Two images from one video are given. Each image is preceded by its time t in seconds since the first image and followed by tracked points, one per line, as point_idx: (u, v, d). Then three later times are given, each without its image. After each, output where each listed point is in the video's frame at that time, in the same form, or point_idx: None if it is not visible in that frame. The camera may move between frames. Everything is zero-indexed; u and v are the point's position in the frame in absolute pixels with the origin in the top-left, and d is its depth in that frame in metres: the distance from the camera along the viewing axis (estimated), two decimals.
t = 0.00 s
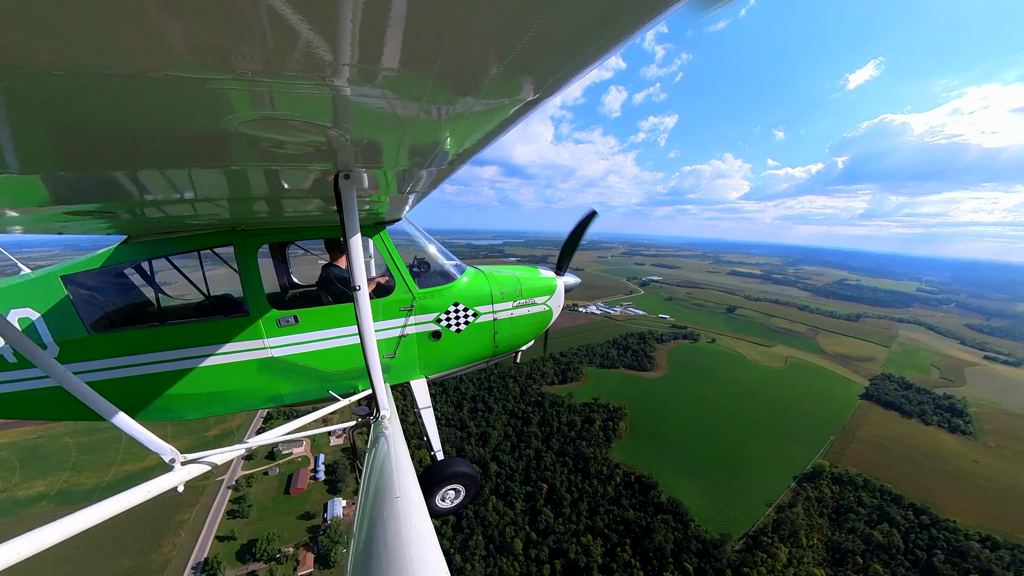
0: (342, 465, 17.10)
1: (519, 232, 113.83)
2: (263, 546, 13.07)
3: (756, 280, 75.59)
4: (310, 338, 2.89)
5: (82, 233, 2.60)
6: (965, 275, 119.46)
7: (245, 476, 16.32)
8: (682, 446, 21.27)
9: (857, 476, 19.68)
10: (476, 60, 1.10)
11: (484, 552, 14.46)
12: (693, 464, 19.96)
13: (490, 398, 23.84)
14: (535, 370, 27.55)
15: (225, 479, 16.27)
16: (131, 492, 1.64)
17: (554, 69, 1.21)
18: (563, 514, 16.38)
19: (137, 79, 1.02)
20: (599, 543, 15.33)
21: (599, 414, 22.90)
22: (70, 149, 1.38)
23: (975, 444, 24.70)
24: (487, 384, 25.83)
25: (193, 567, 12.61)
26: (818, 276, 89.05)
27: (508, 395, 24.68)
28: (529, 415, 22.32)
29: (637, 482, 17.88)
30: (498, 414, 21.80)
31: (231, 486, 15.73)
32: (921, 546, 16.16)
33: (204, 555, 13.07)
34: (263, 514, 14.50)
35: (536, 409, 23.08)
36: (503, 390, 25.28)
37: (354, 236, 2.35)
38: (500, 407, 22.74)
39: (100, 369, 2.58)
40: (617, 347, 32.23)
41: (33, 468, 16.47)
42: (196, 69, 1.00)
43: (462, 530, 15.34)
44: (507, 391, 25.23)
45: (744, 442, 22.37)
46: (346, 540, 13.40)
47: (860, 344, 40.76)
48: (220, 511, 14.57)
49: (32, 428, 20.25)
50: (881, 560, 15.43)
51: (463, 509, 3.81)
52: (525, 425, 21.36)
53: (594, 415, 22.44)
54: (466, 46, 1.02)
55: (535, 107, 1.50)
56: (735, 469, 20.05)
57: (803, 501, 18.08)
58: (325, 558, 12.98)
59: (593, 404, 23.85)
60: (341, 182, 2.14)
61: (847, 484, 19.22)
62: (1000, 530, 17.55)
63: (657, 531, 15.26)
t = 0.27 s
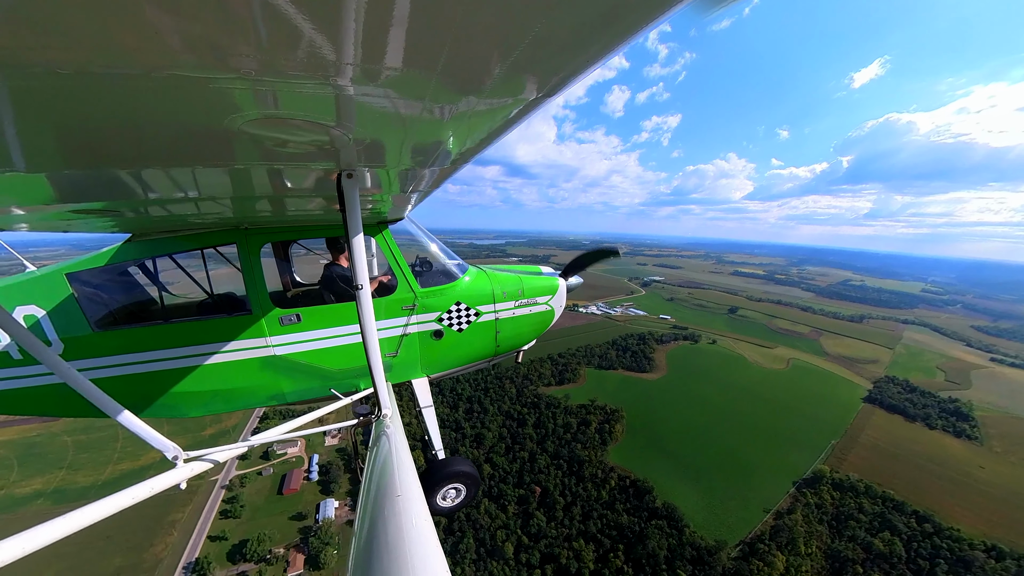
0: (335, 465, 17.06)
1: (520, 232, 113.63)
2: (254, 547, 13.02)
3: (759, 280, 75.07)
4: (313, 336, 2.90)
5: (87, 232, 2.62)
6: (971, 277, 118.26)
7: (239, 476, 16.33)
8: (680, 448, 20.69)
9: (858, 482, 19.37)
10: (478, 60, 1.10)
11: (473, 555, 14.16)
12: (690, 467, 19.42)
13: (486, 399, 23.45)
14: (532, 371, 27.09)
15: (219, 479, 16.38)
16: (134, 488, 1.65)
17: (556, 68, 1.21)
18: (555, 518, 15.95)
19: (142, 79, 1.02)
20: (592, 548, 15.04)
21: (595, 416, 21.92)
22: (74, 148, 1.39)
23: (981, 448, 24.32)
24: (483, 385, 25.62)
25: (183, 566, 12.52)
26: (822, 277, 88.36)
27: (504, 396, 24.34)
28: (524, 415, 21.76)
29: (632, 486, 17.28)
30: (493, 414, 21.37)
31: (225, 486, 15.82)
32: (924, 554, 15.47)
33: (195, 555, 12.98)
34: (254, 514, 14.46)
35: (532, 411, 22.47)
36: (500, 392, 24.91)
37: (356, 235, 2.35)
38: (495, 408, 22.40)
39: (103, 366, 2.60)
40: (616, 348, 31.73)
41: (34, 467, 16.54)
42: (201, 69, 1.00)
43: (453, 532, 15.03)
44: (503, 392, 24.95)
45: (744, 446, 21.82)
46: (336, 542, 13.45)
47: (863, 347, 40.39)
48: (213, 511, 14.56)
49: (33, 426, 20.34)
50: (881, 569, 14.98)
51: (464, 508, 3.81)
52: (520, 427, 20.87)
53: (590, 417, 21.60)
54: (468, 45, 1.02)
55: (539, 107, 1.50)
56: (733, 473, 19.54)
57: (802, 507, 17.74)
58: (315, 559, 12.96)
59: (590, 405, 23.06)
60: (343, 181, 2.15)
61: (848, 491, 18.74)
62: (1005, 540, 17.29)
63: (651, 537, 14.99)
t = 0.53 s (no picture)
0: (329, 465, 17.27)
1: (522, 232, 113.54)
2: (244, 547, 12.97)
3: (762, 281, 74.61)
4: (315, 334, 2.91)
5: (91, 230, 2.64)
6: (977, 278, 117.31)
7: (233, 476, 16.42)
8: (677, 451, 20.56)
9: (858, 487, 18.94)
10: (481, 58, 1.10)
11: (464, 558, 14.09)
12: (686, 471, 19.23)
13: (482, 400, 23.41)
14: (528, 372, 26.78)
15: (213, 479, 16.41)
16: (136, 485, 1.66)
17: (559, 66, 1.20)
18: (547, 522, 15.74)
19: (145, 78, 1.03)
20: (582, 554, 14.67)
21: (591, 418, 22.26)
22: (79, 146, 1.40)
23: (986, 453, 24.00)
24: (479, 386, 25.55)
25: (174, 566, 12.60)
26: (825, 278, 87.77)
27: (500, 397, 24.15)
28: (519, 417, 21.91)
29: (626, 490, 17.35)
30: (488, 415, 21.41)
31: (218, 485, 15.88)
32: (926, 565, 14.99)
33: (186, 555, 13.06)
34: (247, 514, 14.49)
35: (527, 412, 22.57)
36: (496, 393, 24.88)
37: (359, 234, 2.35)
38: (491, 409, 22.44)
39: (107, 362, 2.62)
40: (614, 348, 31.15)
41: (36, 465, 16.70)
42: (204, 69, 1.01)
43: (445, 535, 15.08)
44: (499, 393, 24.90)
45: (742, 450, 21.67)
46: (326, 544, 13.44)
47: (868, 348, 40.04)
48: (205, 510, 14.60)
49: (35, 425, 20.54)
50: None
51: (464, 507, 3.82)
52: (515, 428, 20.92)
53: (586, 419, 21.83)
54: (470, 44, 1.02)
55: (541, 106, 1.50)
56: (729, 477, 19.32)
57: (801, 513, 17.51)
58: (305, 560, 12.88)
59: (586, 407, 23.19)
60: (346, 180, 2.16)
61: (848, 497, 18.44)
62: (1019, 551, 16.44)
63: (644, 543, 14.75)
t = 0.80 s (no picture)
0: (323, 466, 17.23)
1: (523, 232, 113.44)
2: (235, 547, 13.05)
3: (764, 281, 74.16)
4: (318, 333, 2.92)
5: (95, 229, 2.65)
6: (982, 279, 116.67)
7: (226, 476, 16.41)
8: (673, 454, 20.26)
9: (859, 493, 18.47)
10: (483, 57, 1.10)
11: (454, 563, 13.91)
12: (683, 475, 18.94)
13: (478, 400, 23.26)
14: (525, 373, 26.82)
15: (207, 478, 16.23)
16: (140, 481, 1.68)
17: (561, 65, 1.20)
18: (540, 525, 15.56)
19: (149, 77, 1.03)
20: (574, 558, 14.61)
21: (587, 419, 21.91)
22: (83, 144, 1.41)
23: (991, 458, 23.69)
24: (476, 387, 25.47)
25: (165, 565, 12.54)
26: (828, 279, 87.19)
27: (495, 398, 23.91)
28: (515, 417, 21.57)
29: (621, 494, 17.12)
30: (483, 416, 21.27)
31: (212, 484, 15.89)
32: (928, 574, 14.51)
33: (177, 554, 12.97)
34: (239, 514, 14.39)
35: (523, 413, 22.34)
36: (492, 392, 24.70)
37: (361, 233, 2.36)
38: (486, 409, 22.25)
39: (112, 360, 2.63)
40: (612, 350, 31.23)
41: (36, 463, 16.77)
42: (208, 67, 1.01)
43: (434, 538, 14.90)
44: (495, 393, 24.75)
45: (740, 453, 21.35)
46: (316, 545, 13.41)
47: (871, 350, 39.76)
48: (198, 510, 14.61)
49: (36, 424, 20.63)
50: None
51: (466, 505, 3.83)
52: (510, 429, 20.69)
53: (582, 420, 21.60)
54: (474, 43, 1.02)
55: (543, 105, 1.50)
56: (726, 481, 18.99)
57: (800, 519, 16.88)
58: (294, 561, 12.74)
59: (582, 408, 23.00)
60: (349, 179, 2.16)
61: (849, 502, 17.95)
62: None
63: (637, 548, 14.63)
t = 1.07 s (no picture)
0: (316, 466, 17.27)
1: (525, 232, 113.31)
2: (225, 547, 13.10)
3: (767, 281, 73.79)
4: (321, 330, 2.94)
5: (100, 227, 2.67)
6: (988, 279, 115.70)
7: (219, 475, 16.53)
8: (669, 458, 19.95)
9: (859, 499, 18.07)
10: (485, 55, 1.09)
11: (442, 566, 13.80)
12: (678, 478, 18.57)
13: (472, 401, 23.12)
14: (521, 376, 26.83)
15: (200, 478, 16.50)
16: (145, 478, 1.69)
17: (564, 63, 1.19)
18: (532, 529, 15.52)
19: (151, 74, 1.03)
20: (565, 562, 14.48)
21: (583, 422, 21.66)
22: (87, 144, 1.41)
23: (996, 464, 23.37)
24: (471, 387, 25.39)
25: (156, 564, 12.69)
26: (832, 279, 86.58)
27: (491, 399, 23.73)
28: (510, 419, 21.47)
29: (614, 498, 16.85)
30: (477, 418, 21.23)
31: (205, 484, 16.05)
32: None
33: (169, 552, 13.15)
34: (230, 514, 14.55)
35: (518, 415, 22.14)
36: (487, 394, 24.65)
37: (365, 232, 2.36)
38: (481, 411, 22.13)
39: (118, 358, 2.66)
40: (611, 350, 30.91)
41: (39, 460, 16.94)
42: (209, 66, 1.01)
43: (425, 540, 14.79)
44: (491, 395, 24.64)
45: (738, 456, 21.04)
46: (305, 546, 13.47)
47: (873, 351, 39.52)
48: (190, 509, 14.76)
49: (39, 422, 20.81)
50: None
51: (468, 502, 3.86)
52: (504, 431, 20.59)
53: (577, 422, 21.31)
54: (475, 40, 1.01)
55: (545, 103, 1.49)
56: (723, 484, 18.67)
57: (798, 525, 16.74)
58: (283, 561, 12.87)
59: (578, 410, 22.80)
60: (351, 178, 2.16)
61: (847, 510, 17.43)
62: None
63: (628, 554, 14.51)
